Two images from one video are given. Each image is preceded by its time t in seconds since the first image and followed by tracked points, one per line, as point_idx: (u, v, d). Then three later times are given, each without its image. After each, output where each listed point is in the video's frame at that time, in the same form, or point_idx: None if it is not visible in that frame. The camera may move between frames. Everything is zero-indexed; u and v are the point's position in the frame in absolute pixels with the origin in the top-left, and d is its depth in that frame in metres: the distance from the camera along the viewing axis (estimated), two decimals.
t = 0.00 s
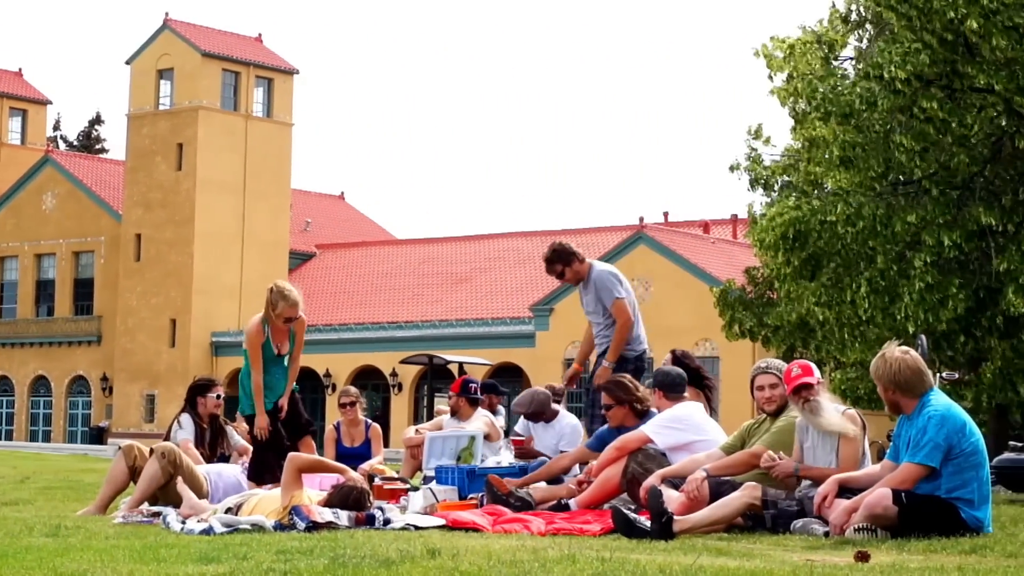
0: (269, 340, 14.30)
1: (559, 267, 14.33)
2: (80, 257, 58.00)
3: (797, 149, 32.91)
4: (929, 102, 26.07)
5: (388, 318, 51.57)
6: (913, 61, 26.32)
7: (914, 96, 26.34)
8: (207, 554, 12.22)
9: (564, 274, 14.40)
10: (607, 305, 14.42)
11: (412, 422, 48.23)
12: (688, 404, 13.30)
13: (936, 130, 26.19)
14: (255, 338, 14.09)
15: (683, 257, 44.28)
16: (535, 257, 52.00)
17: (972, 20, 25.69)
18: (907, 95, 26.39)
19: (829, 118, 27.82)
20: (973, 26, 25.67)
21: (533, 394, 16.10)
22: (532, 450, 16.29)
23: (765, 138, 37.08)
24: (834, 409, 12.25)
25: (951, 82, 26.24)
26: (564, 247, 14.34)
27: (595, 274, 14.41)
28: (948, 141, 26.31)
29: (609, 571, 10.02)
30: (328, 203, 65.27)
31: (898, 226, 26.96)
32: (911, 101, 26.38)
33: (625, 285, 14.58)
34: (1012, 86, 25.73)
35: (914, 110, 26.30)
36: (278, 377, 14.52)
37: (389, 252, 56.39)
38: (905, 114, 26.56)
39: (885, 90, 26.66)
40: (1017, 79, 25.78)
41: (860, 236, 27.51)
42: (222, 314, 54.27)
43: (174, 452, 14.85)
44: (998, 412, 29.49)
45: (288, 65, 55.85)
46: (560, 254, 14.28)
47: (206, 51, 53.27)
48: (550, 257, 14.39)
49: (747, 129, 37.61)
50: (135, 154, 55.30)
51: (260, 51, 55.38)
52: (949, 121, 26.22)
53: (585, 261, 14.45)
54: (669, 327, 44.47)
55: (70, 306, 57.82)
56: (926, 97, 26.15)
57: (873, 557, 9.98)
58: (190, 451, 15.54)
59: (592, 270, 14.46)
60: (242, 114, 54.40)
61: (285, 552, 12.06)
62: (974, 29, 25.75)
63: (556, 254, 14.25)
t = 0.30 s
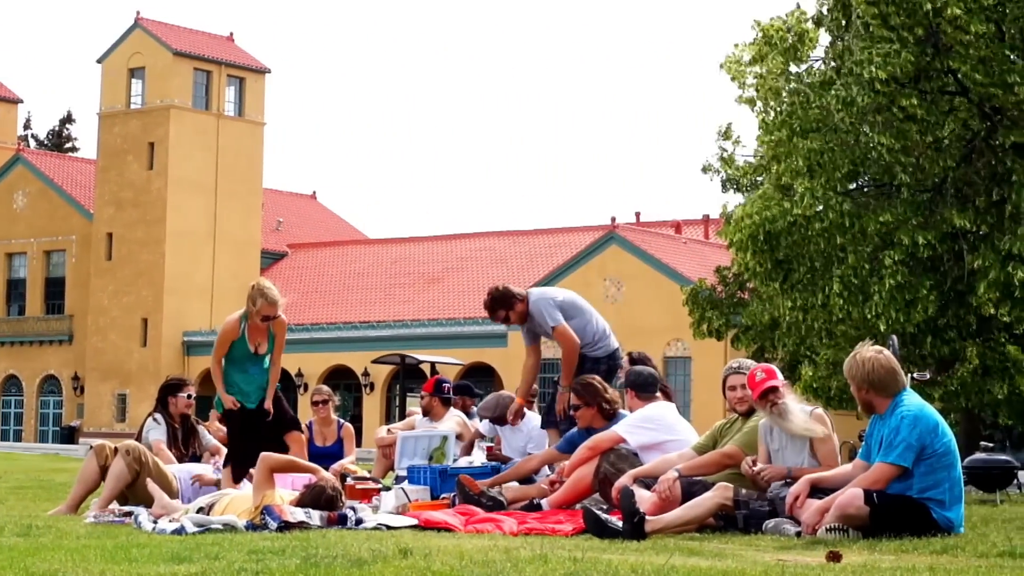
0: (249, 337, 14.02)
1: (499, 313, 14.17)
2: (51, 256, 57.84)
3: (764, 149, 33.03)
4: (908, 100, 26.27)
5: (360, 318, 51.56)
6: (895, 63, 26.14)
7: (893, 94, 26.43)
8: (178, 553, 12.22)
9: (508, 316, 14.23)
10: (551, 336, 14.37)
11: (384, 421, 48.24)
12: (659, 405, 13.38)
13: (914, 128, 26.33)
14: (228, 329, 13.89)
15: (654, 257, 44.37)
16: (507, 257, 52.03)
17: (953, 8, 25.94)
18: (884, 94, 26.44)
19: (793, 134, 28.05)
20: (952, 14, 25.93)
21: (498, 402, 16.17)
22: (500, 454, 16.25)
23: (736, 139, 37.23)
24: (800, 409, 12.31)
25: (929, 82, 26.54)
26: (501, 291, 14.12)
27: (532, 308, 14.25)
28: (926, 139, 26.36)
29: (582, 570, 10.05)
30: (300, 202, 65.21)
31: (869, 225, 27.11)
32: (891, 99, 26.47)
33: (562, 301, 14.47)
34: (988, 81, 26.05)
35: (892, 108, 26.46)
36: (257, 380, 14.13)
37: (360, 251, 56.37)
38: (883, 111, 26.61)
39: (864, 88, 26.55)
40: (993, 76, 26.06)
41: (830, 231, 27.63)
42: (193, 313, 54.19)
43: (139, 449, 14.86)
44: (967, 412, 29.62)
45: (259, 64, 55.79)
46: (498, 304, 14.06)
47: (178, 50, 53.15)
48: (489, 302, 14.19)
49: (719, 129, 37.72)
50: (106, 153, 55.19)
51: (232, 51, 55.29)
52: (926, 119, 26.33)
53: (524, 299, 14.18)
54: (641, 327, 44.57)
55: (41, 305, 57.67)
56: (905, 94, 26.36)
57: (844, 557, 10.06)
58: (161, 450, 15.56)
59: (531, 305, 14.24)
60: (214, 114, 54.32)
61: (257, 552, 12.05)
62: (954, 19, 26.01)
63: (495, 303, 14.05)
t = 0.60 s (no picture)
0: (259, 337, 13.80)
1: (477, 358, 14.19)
2: (36, 255, 57.76)
3: (748, 148, 33.10)
4: (887, 121, 26.15)
5: (345, 317, 51.54)
6: (870, 82, 26.16)
7: (872, 114, 26.35)
8: (164, 553, 12.21)
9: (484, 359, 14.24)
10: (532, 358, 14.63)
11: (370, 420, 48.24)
12: (645, 404, 13.39)
13: (892, 149, 26.22)
14: (242, 331, 13.64)
15: (640, 256, 44.39)
16: (493, 257, 52.01)
17: (925, 27, 25.53)
18: (862, 114, 26.39)
19: (778, 141, 28.19)
20: (924, 33, 25.53)
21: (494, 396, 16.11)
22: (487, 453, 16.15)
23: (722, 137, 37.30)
24: (786, 409, 12.33)
25: (909, 94, 26.49)
26: (473, 338, 14.06)
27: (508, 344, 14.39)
28: (905, 156, 26.23)
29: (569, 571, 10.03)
30: (286, 200, 65.17)
31: (855, 231, 27.11)
32: (871, 118, 26.38)
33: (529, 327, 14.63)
34: (962, 92, 25.73)
35: (869, 129, 26.40)
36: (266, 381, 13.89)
37: (346, 250, 56.34)
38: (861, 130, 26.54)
39: (843, 109, 26.52)
40: (969, 85, 25.75)
41: (818, 241, 27.78)
42: (179, 313, 54.16)
43: (124, 449, 14.85)
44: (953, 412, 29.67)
45: (245, 63, 55.75)
46: (474, 353, 14.07)
47: (162, 48, 53.10)
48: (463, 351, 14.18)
49: (705, 127, 37.77)
50: (91, 151, 55.13)
51: (217, 49, 55.24)
52: (903, 137, 26.25)
53: (497, 343, 14.21)
54: (627, 326, 44.58)
55: (27, 304, 57.59)
56: (883, 115, 26.20)
57: (830, 556, 10.07)
58: (147, 450, 15.56)
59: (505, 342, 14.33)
60: (199, 112, 54.25)
61: (243, 551, 12.04)
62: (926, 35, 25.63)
63: (472, 352, 14.07)
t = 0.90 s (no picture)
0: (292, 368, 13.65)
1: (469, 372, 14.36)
2: (32, 255, 57.74)
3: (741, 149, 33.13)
4: (862, 143, 26.27)
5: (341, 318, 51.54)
6: (848, 107, 26.34)
7: (851, 135, 26.63)
8: (160, 554, 12.22)
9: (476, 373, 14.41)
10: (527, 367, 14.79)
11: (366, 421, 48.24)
12: (642, 404, 13.30)
13: (874, 165, 26.46)
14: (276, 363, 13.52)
15: (636, 257, 44.38)
16: (489, 257, 52.01)
17: (886, 71, 25.84)
18: (842, 135, 26.72)
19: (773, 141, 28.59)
20: (887, 77, 25.83)
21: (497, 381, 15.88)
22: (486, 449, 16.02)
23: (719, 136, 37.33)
24: (786, 409, 12.33)
25: (891, 113, 26.46)
26: (467, 355, 14.27)
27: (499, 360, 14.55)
28: (888, 173, 26.36)
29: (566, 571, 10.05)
30: (282, 200, 65.15)
31: (854, 244, 26.82)
32: (849, 139, 26.68)
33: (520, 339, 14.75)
34: (943, 113, 25.48)
35: (851, 149, 26.64)
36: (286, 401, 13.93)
37: (341, 251, 56.32)
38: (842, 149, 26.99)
39: (819, 131, 26.97)
40: (950, 105, 25.49)
41: (815, 250, 27.19)
42: (175, 313, 54.17)
43: (120, 449, 14.86)
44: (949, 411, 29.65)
45: (240, 63, 55.75)
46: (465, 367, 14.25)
47: (158, 48, 53.09)
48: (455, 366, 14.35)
49: (702, 126, 37.78)
50: (86, 151, 55.12)
51: (212, 49, 55.23)
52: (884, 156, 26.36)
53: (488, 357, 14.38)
54: (622, 327, 44.57)
55: (23, 304, 57.59)
56: (859, 137, 26.39)
57: (827, 557, 10.09)
58: (142, 453, 15.51)
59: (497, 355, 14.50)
60: (194, 112, 54.22)
61: (240, 551, 12.05)
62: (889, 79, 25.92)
63: (464, 367, 14.26)
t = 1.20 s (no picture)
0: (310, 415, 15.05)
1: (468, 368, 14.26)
2: (32, 254, 57.74)
3: (741, 149, 33.14)
4: (856, 150, 26.20)
5: (341, 318, 51.54)
6: (840, 113, 26.29)
7: (848, 139, 26.42)
8: (160, 553, 12.23)
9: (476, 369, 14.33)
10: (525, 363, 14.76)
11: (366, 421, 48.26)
12: (642, 404, 13.34)
13: (869, 172, 26.41)
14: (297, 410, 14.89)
15: (637, 256, 44.38)
16: (489, 257, 52.00)
17: (878, 79, 25.83)
18: (838, 139, 26.49)
19: (777, 143, 27.95)
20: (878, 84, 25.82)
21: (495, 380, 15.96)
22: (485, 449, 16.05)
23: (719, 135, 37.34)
24: (787, 409, 12.32)
25: (885, 113, 26.21)
26: (466, 350, 14.19)
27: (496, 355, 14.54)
28: (882, 177, 26.34)
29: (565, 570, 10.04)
30: (282, 200, 65.15)
31: (859, 245, 26.98)
32: (848, 145, 26.41)
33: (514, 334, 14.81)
34: (927, 119, 25.51)
35: (846, 154, 26.46)
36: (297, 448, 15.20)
37: (342, 250, 56.31)
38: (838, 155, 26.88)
39: (815, 139, 26.82)
40: (937, 113, 25.49)
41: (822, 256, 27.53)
42: (176, 313, 54.19)
43: (124, 448, 14.87)
44: (950, 410, 29.55)
45: (241, 63, 55.76)
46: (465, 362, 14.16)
47: (158, 48, 53.10)
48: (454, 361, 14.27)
49: (703, 124, 37.78)
50: (87, 151, 55.14)
51: (213, 49, 55.23)
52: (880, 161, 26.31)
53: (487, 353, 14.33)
54: (622, 327, 44.60)
55: (23, 303, 57.62)
56: (853, 143, 26.29)
57: (827, 556, 10.09)
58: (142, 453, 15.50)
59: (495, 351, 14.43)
60: (195, 112, 54.21)
61: (240, 550, 12.06)
62: (880, 86, 25.94)
63: (465, 362, 14.17)
